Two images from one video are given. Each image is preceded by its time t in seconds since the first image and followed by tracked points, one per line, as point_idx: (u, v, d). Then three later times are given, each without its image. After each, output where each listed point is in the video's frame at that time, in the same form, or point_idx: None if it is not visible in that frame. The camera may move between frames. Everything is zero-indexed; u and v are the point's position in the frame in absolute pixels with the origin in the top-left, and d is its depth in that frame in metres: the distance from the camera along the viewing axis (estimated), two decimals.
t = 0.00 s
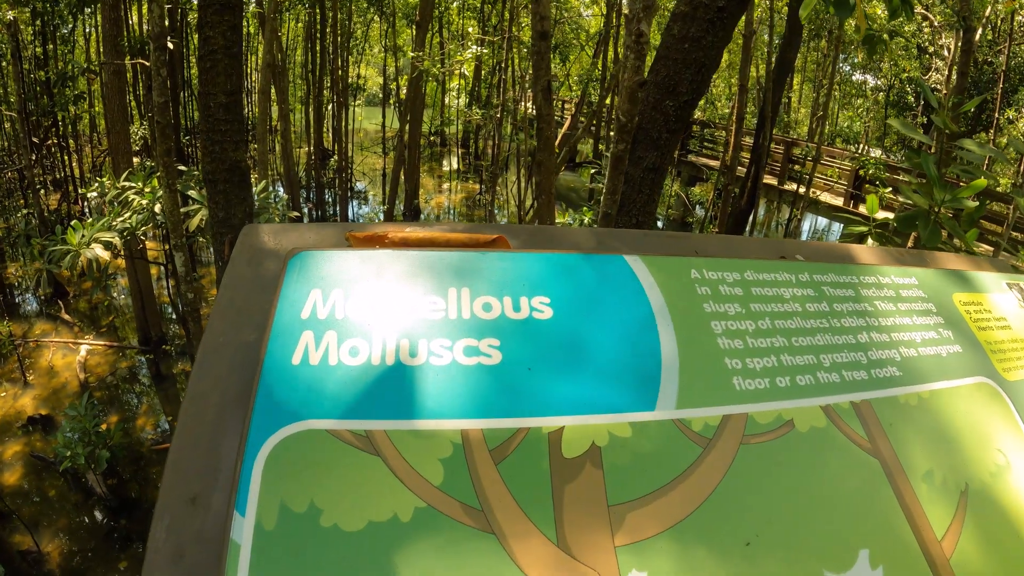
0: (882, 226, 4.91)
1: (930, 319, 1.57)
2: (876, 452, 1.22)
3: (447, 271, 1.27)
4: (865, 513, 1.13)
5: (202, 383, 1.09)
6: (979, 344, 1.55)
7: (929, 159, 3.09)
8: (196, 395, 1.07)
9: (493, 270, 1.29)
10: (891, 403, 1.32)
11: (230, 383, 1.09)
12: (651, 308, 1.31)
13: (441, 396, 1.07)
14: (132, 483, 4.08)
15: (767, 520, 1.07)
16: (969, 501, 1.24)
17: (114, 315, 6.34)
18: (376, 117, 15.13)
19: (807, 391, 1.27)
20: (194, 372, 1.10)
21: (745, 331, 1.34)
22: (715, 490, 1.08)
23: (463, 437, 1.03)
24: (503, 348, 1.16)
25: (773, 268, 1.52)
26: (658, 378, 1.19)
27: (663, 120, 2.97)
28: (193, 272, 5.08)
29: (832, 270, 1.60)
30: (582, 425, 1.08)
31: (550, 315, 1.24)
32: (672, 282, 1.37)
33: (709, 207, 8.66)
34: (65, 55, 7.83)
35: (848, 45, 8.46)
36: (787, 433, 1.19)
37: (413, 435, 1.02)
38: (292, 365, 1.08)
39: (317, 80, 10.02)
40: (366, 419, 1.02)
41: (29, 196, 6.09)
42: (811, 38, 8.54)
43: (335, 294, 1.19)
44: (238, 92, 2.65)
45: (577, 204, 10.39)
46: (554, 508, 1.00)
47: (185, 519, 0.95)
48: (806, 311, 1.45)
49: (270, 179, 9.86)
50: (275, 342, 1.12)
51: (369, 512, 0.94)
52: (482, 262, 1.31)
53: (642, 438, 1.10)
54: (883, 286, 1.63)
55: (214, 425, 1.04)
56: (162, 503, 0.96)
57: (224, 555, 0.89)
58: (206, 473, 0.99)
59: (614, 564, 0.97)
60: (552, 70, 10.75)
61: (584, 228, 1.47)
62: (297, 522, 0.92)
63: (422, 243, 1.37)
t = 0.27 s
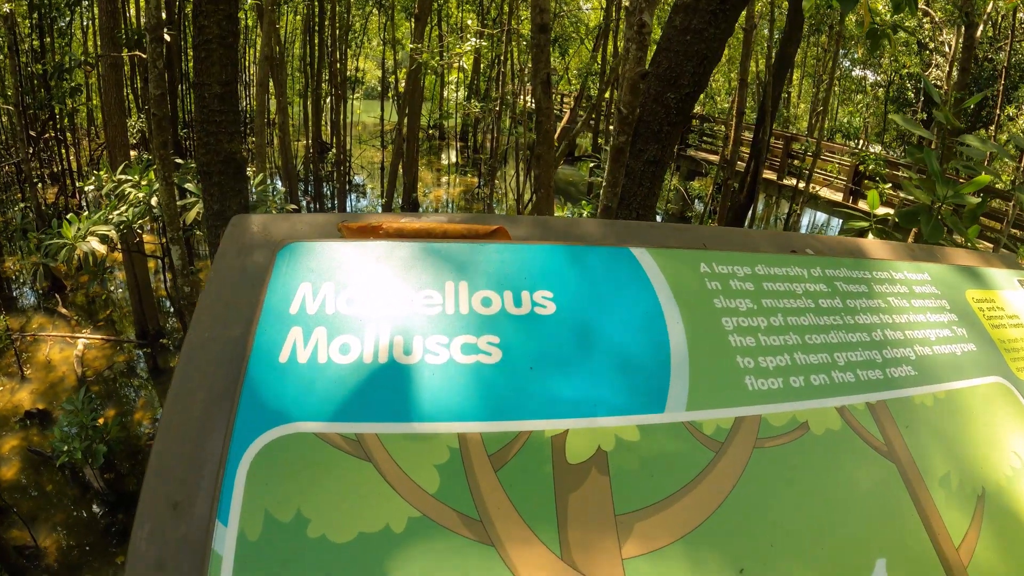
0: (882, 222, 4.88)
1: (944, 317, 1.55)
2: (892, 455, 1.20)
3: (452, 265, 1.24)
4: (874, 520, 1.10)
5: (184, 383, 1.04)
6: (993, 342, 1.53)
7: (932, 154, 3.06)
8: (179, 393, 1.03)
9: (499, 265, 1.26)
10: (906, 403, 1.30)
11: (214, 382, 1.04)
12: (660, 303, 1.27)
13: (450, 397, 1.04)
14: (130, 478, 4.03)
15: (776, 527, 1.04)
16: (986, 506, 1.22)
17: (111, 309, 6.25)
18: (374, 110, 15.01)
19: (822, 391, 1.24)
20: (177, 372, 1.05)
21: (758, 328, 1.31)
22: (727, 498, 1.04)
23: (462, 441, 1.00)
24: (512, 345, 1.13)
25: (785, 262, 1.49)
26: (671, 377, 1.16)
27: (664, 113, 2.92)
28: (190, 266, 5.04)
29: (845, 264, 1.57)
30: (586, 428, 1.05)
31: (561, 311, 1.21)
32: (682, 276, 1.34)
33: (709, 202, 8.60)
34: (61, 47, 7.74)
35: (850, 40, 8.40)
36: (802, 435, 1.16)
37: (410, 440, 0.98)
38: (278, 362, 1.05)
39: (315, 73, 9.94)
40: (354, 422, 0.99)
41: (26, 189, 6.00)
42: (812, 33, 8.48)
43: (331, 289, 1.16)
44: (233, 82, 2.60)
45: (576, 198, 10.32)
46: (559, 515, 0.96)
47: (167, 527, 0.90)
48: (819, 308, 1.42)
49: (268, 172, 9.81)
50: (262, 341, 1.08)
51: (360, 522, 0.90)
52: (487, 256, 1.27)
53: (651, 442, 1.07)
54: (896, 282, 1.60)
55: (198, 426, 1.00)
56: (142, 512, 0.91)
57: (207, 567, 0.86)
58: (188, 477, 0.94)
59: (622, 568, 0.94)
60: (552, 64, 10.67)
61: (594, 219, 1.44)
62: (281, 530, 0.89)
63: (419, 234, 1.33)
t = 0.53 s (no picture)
0: (883, 217, 4.85)
1: (957, 312, 1.52)
2: (909, 456, 1.17)
3: (455, 257, 1.20)
4: (883, 524, 1.07)
5: (167, 379, 1.00)
6: (1007, 339, 1.51)
7: (935, 147, 3.02)
8: (161, 389, 0.99)
9: (505, 256, 1.22)
10: (921, 401, 1.27)
11: (200, 379, 1.00)
12: (669, 296, 1.23)
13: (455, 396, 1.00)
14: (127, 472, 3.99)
15: (787, 532, 1.01)
16: (1002, 508, 1.20)
17: (110, 302, 6.18)
18: (372, 103, 14.92)
19: (836, 388, 1.21)
20: (161, 367, 1.01)
21: (769, 322, 1.27)
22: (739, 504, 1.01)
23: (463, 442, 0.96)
24: (519, 340, 1.09)
25: (797, 253, 1.45)
26: (682, 374, 1.12)
27: (665, 105, 2.88)
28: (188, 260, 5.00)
29: (857, 256, 1.53)
30: (592, 428, 1.02)
31: (569, 304, 1.17)
32: (689, 267, 1.30)
33: (709, 196, 8.55)
34: (57, 39, 7.68)
35: (850, 34, 8.36)
36: (817, 435, 1.13)
37: (407, 443, 0.95)
38: (265, 358, 1.02)
39: (313, 65, 9.86)
40: (347, 421, 0.96)
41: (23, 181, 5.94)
42: (813, 27, 8.43)
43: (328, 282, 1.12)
44: (228, 71, 2.55)
45: (575, 191, 10.27)
46: (562, 522, 0.93)
47: (148, 531, 0.87)
48: (832, 301, 1.38)
49: (267, 165, 9.75)
50: (252, 337, 1.05)
51: (351, 530, 0.88)
52: (490, 248, 1.23)
53: (660, 442, 1.04)
54: (909, 275, 1.57)
55: (182, 424, 0.96)
56: (124, 516, 0.88)
57: None
58: (170, 479, 0.91)
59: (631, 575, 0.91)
60: (551, 57, 10.61)
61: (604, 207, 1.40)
62: (265, 536, 0.86)
63: (415, 222, 1.29)
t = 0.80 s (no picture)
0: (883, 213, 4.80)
1: (974, 310, 1.49)
2: (932, 461, 1.14)
3: (464, 253, 1.16)
4: (905, 533, 1.04)
5: (154, 381, 0.98)
6: None
7: (938, 142, 2.98)
8: (146, 393, 0.96)
9: (517, 252, 1.18)
10: (942, 403, 1.24)
11: (184, 381, 0.98)
12: (684, 293, 1.20)
13: (465, 400, 0.97)
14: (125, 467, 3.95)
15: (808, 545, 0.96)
16: None
17: (107, 296, 6.12)
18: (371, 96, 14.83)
19: (858, 390, 1.18)
20: (144, 371, 0.98)
21: (788, 321, 1.24)
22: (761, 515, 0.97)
23: (470, 452, 0.93)
24: (530, 340, 1.06)
25: (813, 249, 1.41)
26: (700, 375, 1.09)
27: (668, 97, 2.83)
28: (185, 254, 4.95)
29: (874, 252, 1.50)
30: (606, 435, 0.98)
31: (583, 302, 1.14)
32: (696, 262, 1.27)
33: (709, 190, 8.49)
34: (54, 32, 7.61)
35: (852, 29, 8.30)
36: (839, 440, 1.10)
37: (413, 452, 0.92)
38: (253, 359, 0.98)
39: (312, 58, 9.79)
40: (345, 428, 0.92)
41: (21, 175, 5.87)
42: (814, 20, 8.38)
43: (334, 278, 1.09)
44: (224, 63, 2.51)
45: (575, 184, 10.21)
46: (575, 534, 0.89)
47: (133, 543, 0.84)
48: (850, 299, 1.35)
49: (265, 159, 9.68)
50: (238, 337, 1.01)
51: (349, 547, 0.84)
52: (501, 243, 1.19)
53: (677, 449, 1.00)
54: (925, 272, 1.54)
55: (167, 430, 0.93)
56: (106, 526, 0.85)
57: None
58: (156, 489, 0.88)
59: None
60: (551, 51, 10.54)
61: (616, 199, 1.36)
62: (255, 553, 0.82)
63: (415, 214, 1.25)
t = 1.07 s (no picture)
0: (884, 209, 4.78)
1: (981, 309, 1.48)
2: (939, 463, 1.13)
3: (466, 251, 1.15)
4: (912, 537, 1.03)
5: (145, 382, 0.97)
6: None
7: (939, 138, 2.97)
8: (137, 393, 0.96)
9: (520, 250, 1.17)
10: (949, 404, 1.23)
11: (174, 383, 0.97)
12: (688, 292, 1.18)
13: (466, 402, 0.96)
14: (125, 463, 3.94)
15: (813, 550, 0.95)
16: None
17: (107, 292, 6.10)
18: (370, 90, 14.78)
19: (865, 392, 1.17)
20: (135, 372, 0.97)
21: (794, 320, 1.22)
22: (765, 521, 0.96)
23: (470, 456, 0.91)
24: (531, 341, 1.05)
25: (818, 247, 1.40)
26: (704, 376, 1.07)
27: (668, 92, 2.81)
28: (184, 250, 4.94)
29: (881, 250, 1.48)
30: (608, 439, 0.96)
31: (586, 301, 1.12)
32: (701, 259, 1.25)
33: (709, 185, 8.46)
34: (52, 27, 7.56)
35: (853, 25, 8.26)
36: (847, 442, 1.08)
37: (412, 457, 0.90)
38: (243, 360, 0.97)
39: (311, 52, 9.74)
40: (343, 433, 0.91)
41: (19, 169, 5.84)
42: (815, 15, 8.35)
43: (333, 277, 1.07)
44: (221, 57, 2.48)
45: (574, 179, 10.17)
46: (575, 542, 0.88)
47: (123, 548, 0.84)
48: (857, 298, 1.33)
49: (264, 154, 9.64)
50: (229, 338, 1.00)
51: (342, 554, 0.83)
52: (503, 241, 1.18)
53: (681, 453, 0.98)
54: (931, 270, 1.53)
55: (158, 433, 0.93)
56: (97, 529, 0.85)
57: None
58: (146, 493, 0.88)
59: None
60: (551, 45, 10.48)
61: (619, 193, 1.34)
62: (245, 561, 0.81)
63: (412, 209, 1.23)
